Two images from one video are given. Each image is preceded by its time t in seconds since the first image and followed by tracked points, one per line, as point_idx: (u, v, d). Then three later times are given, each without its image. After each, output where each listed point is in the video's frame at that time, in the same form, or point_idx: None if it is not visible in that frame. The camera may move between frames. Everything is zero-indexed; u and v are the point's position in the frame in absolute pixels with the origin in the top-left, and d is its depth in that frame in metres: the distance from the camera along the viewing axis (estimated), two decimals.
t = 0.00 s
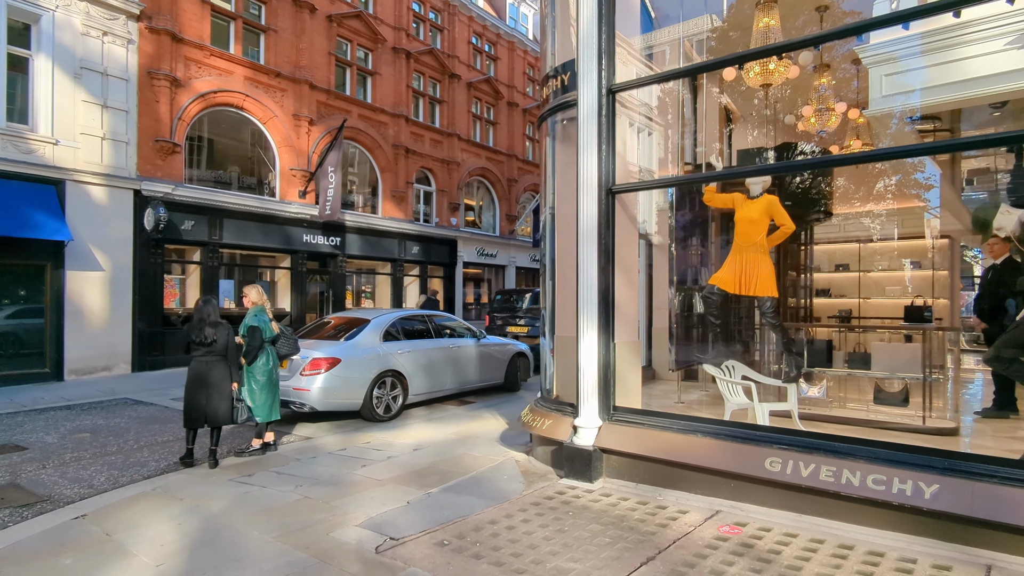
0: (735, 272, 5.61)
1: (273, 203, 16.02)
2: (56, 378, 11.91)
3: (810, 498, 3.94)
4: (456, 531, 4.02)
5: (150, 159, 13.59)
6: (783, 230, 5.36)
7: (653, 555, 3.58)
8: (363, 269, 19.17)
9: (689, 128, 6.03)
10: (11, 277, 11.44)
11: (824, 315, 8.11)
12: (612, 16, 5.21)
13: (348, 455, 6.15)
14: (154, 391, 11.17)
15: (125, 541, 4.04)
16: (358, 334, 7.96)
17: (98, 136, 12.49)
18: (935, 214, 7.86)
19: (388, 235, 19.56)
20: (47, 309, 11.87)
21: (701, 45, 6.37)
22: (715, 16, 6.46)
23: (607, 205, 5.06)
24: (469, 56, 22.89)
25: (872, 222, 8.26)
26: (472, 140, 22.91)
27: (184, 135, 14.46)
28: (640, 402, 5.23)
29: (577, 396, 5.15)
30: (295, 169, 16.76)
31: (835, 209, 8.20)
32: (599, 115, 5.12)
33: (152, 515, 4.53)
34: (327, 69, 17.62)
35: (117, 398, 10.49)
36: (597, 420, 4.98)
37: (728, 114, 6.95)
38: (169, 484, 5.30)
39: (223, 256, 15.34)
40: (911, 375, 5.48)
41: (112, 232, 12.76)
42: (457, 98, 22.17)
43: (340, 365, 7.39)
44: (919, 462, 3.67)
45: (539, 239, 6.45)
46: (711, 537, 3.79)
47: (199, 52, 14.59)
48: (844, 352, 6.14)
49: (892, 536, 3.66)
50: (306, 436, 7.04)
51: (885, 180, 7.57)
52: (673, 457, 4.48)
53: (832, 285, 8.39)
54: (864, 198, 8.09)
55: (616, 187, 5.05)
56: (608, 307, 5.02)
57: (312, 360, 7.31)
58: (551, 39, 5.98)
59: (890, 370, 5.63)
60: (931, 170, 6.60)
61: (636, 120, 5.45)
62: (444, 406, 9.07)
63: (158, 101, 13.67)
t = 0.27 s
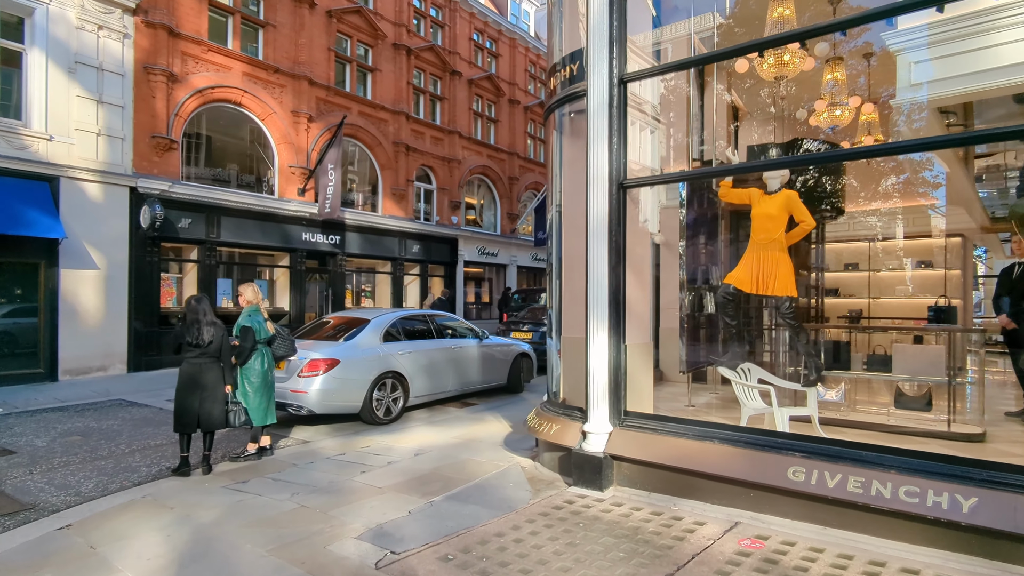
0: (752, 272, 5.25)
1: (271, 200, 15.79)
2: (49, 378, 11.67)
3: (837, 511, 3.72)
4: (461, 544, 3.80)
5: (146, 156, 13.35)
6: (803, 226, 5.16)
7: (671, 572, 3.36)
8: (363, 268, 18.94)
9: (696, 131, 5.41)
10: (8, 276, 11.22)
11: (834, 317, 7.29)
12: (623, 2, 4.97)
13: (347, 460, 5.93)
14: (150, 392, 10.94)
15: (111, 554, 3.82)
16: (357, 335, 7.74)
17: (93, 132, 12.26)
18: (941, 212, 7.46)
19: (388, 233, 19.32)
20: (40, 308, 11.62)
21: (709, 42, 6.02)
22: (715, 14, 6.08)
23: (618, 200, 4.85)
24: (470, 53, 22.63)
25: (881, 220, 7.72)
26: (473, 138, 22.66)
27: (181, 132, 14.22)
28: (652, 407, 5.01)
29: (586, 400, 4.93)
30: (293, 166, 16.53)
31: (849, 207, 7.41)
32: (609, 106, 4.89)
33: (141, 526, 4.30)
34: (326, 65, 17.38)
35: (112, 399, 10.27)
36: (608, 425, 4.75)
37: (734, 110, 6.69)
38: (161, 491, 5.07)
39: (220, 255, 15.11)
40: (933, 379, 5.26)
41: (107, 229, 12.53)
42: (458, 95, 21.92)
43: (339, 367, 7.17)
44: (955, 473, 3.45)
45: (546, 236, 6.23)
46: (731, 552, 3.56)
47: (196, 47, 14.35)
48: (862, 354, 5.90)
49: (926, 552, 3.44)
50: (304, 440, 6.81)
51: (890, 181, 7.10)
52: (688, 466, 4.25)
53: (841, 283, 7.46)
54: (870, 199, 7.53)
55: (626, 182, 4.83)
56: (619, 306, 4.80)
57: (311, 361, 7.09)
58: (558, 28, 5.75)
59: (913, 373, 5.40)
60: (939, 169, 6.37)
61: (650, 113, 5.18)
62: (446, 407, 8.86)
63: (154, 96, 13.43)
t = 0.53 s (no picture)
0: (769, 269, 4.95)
1: (270, 199, 15.57)
2: (43, 379, 11.46)
3: (864, 522, 3.49)
4: (464, 557, 3.57)
5: (142, 153, 13.13)
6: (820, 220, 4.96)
7: None
8: (363, 267, 18.71)
9: (701, 129, 5.09)
10: None
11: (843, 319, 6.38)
12: None
13: (345, 465, 5.71)
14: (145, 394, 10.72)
15: (93, 567, 3.59)
16: (356, 335, 7.51)
17: (88, 128, 12.05)
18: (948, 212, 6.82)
19: (388, 232, 19.10)
20: (33, 307, 11.41)
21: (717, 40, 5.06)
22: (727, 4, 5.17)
23: (629, 193, 4.62)
24: (471, 50, 22.39)
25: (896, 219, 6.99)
26: (474, 136, 22.43)
27: (178, 129, 14.00)
28: (663, 410, 4.79)
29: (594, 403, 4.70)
30: (292, 164, 16.30)
31: (859, 208, 6.64)
32: (619, 96, 4.67)
33: (127, 535, 4.08)
34: (325, 61, 17.15)
35: (106, 401, 10.05)
36: (618, 430, 4.52)
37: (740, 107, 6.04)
38: (150, 498, 4.85)
39: (218, 254, 14.88)
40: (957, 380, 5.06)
41: (102, 228, 12.31)
42: (459, 92, 21.69)
43: (337, 368, 6.94)
44: (995, 483, 3.21)
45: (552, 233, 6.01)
46: (753, 567, 3.34)
47: (193, 43, 14.13)
48: (881, 355, 5.67)
49: (963, 569, 3.21)
50: (300, 444, 6.59)
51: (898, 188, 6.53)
52: (704, 473, 4.02)
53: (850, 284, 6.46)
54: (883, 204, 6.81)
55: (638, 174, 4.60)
56: (630, 305, 4.57)
57: (308, 361, 6.86)
58: (564, 15, 5.51)
59: (935, 375, 5.19)
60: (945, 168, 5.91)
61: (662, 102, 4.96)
62: (447, 409, 8.63)
63: (150, 92, 13.20)
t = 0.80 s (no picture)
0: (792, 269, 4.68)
1: (268, 198, 15.33)
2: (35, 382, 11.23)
3: (899, 542, 3.24)
4: None
5: (137, 151, 12.89)
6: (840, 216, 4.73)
7: None
8: (363, 268, 18.47)
9: (710, 127, 4.98)
10: None
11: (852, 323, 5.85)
12: None
13: (342, 474, 5.47)
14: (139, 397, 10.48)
15: None
16: (354, 337, 7.27)
17: (82, 125, 11.81)
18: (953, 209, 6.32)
19: (388, 232, 18.86)
20: (25, 309, 11.17)
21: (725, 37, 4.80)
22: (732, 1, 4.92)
23: (641, 188, 4.36)
24: (473, 48, 22.14)
25: (902, 218, 6.52)
26: (475, 135, 22.18)
27: (174, 127, 13.76)
28: (677, 418, 4.54)
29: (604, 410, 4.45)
30: (290, 163, 16.05)
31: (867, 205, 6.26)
32: (632, 85, 4.40)
33: (108, 552, 3.83)
34: (324, 59, 16.92)
35: (99, 404, 9.81)
36: (629, 440, 4.27)
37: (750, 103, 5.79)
38: (135, 510, 4.61)
39: (215, 254, 14.64)
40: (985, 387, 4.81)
41: (96, 228, 12.07)
42: (460, 91, 21.44)
43: (334, 372, 6.70)
44: None
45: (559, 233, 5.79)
46: None
47: (190, 39, 13.90)
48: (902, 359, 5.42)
49: None
50: (296, 451, 6.35)
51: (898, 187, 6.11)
52: (723, 487, 3.76)
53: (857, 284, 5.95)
54: (887, 203, 6.38)
55: (651, 169, 4.35)
56: (642, 306, 4.31)
57: (304, 365, 6.62)
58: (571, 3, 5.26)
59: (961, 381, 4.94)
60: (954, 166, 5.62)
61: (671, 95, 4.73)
62: (449, 414, 8.38)
63: (146, 89, 12.95)
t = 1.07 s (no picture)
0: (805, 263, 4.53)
1: (266, 197, 15.10)
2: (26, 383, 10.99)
3: (935, 560, 3.00)
4: None
5: (133, 148, 12.67)
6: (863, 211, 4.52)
7: None
8: (362, 268, 18.24)
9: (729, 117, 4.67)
10: None
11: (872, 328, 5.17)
12: None
13: (337, 481, 5.24)
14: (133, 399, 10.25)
15: None
16: (351, 338, 7.03)
17: (75, 122, 11.59)
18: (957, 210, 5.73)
19: (388, 232, 18.63)
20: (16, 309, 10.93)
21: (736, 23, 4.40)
22: None
23: (652, 181, 4.13)
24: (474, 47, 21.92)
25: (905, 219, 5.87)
26: (476, 134, 21.96)
27: (170, 124, 13.53)
28: (690, 424, 4.31)
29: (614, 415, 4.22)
30: (289, 161, 15.81)
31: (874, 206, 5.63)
32: (643, 72, 4.16)
33: (85, 568, 3.59)
34: (323, 56, 16.70)
35: (92, 406, 9.58)
36: (640, 448, 4.03)
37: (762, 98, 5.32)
38: (118, 520, 4.37)
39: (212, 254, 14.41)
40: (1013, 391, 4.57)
41: (90, 227, 11.84)
42: (460, 89, 21.22)
43: (331, 374, 6.47)
44: None
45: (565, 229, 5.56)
46: None
47: (186, 35, 13.68)
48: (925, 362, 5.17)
49: None
50: (290, 456, 6.11)
51: (902, 192, 5.61)
52: (742, 499, 3.51)
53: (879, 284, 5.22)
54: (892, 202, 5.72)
55: (662, 160, 4.11)
56: (653, 306, 4.07)
57: (299, 367, 6.39)
58: None
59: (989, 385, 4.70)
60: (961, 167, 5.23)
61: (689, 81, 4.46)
62: (449, 417, 8.15)
63: (141, 86, 12.73)
